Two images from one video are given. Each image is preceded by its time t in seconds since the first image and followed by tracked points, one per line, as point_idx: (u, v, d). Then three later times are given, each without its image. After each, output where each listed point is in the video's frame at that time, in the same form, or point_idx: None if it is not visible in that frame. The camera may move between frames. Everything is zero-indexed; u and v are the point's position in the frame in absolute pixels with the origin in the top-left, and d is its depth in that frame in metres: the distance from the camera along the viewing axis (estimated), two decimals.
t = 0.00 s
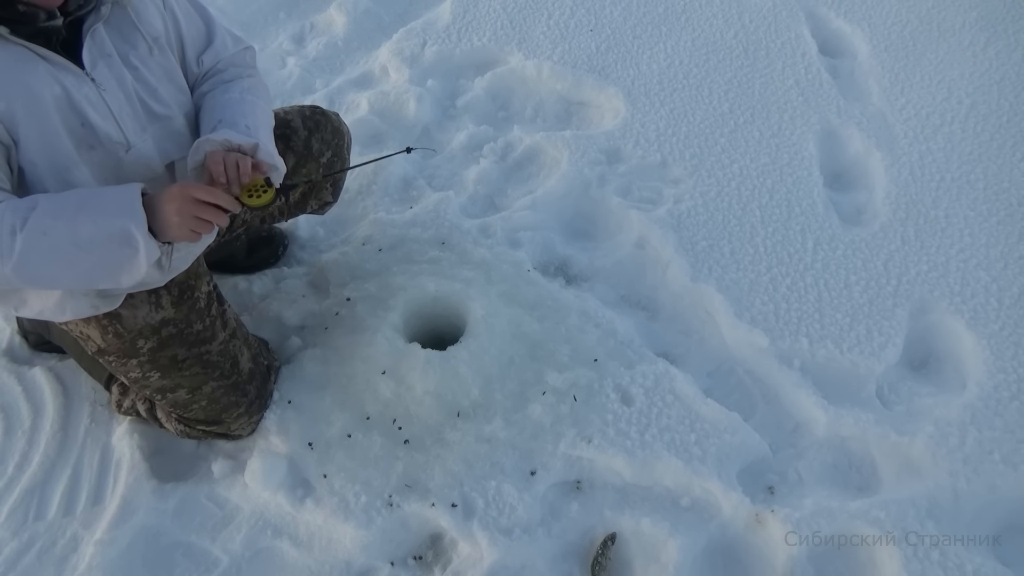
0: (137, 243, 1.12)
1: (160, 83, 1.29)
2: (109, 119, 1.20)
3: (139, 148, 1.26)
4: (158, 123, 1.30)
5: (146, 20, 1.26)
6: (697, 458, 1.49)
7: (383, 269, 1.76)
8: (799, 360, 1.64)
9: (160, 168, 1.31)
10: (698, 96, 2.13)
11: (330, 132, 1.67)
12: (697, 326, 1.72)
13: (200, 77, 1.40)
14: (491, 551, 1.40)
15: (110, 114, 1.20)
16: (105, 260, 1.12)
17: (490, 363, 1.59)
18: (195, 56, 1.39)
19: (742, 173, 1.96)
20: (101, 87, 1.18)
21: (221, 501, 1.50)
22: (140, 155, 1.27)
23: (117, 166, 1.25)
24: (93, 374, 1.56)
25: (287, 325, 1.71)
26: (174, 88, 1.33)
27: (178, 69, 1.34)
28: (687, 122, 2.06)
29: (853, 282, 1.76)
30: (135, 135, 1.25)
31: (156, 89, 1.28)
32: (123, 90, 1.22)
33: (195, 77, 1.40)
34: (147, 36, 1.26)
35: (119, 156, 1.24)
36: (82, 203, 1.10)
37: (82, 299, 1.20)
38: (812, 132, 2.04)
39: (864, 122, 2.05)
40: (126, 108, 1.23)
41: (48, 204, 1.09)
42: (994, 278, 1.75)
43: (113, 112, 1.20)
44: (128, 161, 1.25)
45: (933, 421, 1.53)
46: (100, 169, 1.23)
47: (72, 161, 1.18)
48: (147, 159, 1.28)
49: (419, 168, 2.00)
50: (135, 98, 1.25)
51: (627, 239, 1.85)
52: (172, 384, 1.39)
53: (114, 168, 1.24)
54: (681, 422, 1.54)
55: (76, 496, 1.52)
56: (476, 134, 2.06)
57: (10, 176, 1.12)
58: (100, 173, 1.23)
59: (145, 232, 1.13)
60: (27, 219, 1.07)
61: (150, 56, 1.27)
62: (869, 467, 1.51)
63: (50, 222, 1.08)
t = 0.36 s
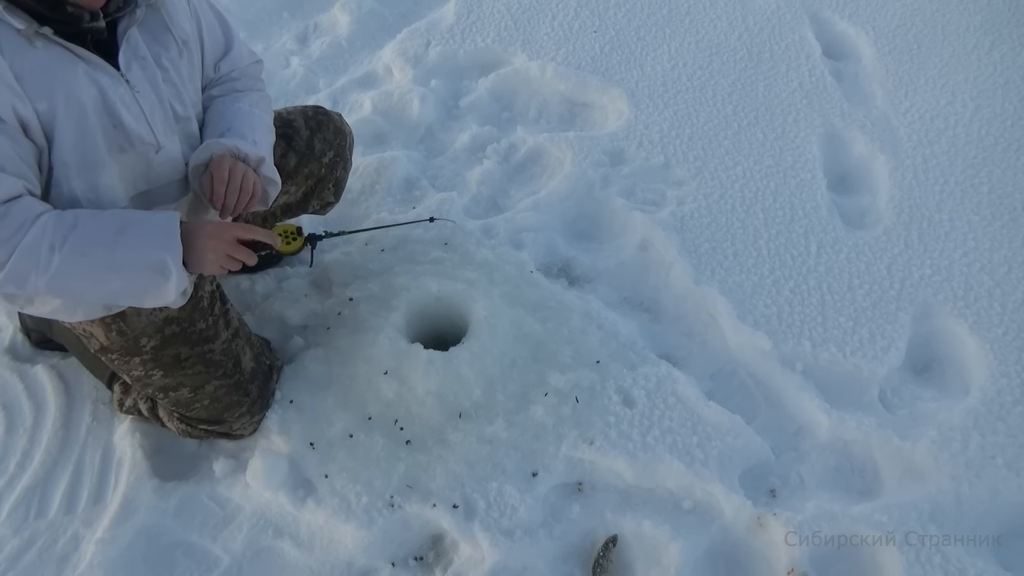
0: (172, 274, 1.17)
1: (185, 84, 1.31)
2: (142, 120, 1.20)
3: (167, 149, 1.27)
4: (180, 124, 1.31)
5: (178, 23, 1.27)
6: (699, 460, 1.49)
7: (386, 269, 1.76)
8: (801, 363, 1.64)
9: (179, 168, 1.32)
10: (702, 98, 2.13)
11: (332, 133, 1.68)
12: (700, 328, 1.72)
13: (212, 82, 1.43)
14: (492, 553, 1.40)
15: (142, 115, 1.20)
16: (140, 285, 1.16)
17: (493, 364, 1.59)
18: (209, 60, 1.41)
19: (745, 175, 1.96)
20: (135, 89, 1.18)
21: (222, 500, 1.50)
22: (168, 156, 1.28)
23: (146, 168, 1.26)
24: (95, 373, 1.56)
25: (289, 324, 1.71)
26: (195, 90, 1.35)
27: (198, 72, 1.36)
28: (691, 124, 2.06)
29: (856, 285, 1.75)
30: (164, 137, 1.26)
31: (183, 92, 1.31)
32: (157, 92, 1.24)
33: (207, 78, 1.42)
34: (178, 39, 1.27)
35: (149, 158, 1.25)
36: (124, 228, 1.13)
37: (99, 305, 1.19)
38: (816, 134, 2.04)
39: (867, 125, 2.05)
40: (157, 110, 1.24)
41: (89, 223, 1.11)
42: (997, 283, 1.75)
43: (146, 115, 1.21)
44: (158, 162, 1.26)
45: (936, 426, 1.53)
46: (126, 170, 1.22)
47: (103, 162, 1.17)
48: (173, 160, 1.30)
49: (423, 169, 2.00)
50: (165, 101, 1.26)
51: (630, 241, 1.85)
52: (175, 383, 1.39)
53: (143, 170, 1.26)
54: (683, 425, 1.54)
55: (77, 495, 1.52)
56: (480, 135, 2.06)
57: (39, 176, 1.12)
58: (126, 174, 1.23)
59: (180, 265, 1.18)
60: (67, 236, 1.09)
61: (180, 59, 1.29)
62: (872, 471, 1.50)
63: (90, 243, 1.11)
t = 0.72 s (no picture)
0: (197, 296, 1.23)
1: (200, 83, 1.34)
2: (167, 120, 1.25)
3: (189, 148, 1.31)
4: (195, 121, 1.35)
5: (199, 24, 1.32)
6: (698, 459, 1.49)
7: (386, 267, 1.76)
8: (801, 362, 1.63)
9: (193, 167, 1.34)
10: (702, 96, 2.13)
11: (329, 127, 1.68)
12: (699, 327, 1.71)
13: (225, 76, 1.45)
14: (491, 551, 1.40)
15: (167, 115, 1.25)
16: (166, 302, 1.22)
17: (493, 362, 1.59)
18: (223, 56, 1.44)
19: (745, 174, 1.95)
20: (161, 89, 1.23)
21: (221, 498, 1.50)
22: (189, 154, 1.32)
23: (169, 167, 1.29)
24: (95, 370, 1.56)
25: (288, 322, 1.71)
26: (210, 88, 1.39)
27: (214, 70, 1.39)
28: (691, 122, 2.06)
29: (856, 284, 1.75)
30: (185, 135, 1.30)
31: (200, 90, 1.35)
32: (180, 90, 1.28)
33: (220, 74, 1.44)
34: (199, 39, 1.32)
35: (174, 158, 1.28)
36: (158, 249, 1.20)
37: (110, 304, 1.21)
38: (816, 133, 2.04)
39: (868, 123, 2.05)
40: (180, 110, 1.28)
41: (127, 241, 1.18)
42: (998, 282, 1.75)
43: (170, 113, 1.25)
44: (180, 161, 1.30)
45: (935, 425, 1.52)
46: (151, 171, 1.26)
47: (131, 162, 1.21)
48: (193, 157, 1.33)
49: (423, 167, 2.00)
50: (185, 100, 1.30)
51: (630, 239, 1.85)
52: (175, 379, 1.39)
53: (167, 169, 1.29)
54: (683, 423, 1.54)
55: (76, 493, 1.51)
56: (480, 133, 2.06)
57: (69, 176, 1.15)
58: (150, 175, 1.26)
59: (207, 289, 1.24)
60: (105, 251, 1.15)
61: (199, 59, 1.33)
62: (871, 471, 1.50)
63: (125, 260, 1.17)
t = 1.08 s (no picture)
0: (219, 287, 1.27)
1: (212, 96, 1.41)
2: (176, 126, 1.29)
3: (197, 156, 1.35)
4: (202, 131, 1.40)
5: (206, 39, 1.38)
6: (692, 483, 1.49)
7: (384, 288, 1.77)
8: (795, 387, 1.64)
9: (200, 178, 1.40)
10: (698, 122, 2.16)
11: (332, 151, 1.72)
12: (694, 350, 1.73)
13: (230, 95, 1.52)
14: (485, 572, 1.40)
15: (177, 122, 1.29)
16: (187, 293, 1.25)
17: (489, 383, 1.60)
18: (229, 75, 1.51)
19: (740, 200, 1.98)
20: (171, 97, 1.28)
21: (216, 517, 1.50)
22: (197, 162, 1.36)
23: (177, 172, 1.34)
24: (92, 387, 1.57)
25: (286, 341, 1.72)
26: (218, 101, 1.44)
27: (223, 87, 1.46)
28: (688, 148, 2.09)
29: (849, 310, 1.77)
30: (195, 143, 1.34)
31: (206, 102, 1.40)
32: (190, 100, 1.33)
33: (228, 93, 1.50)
34: (206, 53, 1.38)
35: (180, 163, 1.33)
36: (181, 239, 1.24)
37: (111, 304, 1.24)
38: (810, 160, 2.07)
39: (861, 151, 2.08)
40: (189, 119, 1.33)
41: (150, 231, 1.22)
42: (989, 309, 1.77)
43: (180, 120, 1.30)
44: (188, 167, 1.35)
45: (927, 450, 1.54)
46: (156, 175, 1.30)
47: (140, 162, 1.26)
48: (200, 165, 1.38)
49: (422, 189, 2.02)
50: (195, 109, 1.35)
51: (626, 262, 1.86)
52: (173, 397, 1.40)
53: (173, 174, 1.34)
54: (678, 446, 1.55)
55: (70, 510, 1.51)
56: (479, 156, 2.08)
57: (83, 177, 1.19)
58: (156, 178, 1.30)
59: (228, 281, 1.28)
60: (128, 240, 1.19)
61: (206, 72, 1.39)
62: (864, 496, 1.51)
63: (149, 249, 1.21)
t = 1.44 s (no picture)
0: (218, 284, 1.27)
1: (213, 96, 1.41)
2: (176, 124, 1.29)
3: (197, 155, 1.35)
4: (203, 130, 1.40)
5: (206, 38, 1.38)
6: (693, 483, 1.49)
7: (385, 287, 1.77)
8: (795, 386, 1.64)
9: (200, 177, 1.40)
10: (699, 122, 2.16)
11: (332, 151, 1.72)
12: (695, 350, 1.73)
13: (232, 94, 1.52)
14: (486, 572, 1.40)
15: (178, 121, 1.29)
16: (185, 291, 1.25)
17: (490, 383, 1.60)
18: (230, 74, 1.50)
19: (741, 200, 1.97)
20: (171, 96, 1.28)
21: (216, 517, 1.50)
22: (197, 160, 1.36)
23: (177, 172, 1.34)
24: (92, 387, 1.57)
25: (287, 342, 1.72)
26: (218, 100, 1.44)
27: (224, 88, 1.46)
28: (688, 147, 2.09)
29: (850, 309, 1.77)
30: (195, 141, 1.34)
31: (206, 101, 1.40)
32: (189, 99, 1.33)
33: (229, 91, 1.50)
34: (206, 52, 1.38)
35: (180, 162, 1.33)
36: (181, 236, 1.24)
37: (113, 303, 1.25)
38: (811, 160, 2.07)
39: (862, 150, 2.08)
40: (190, 117, 1.33)
41: (149, 229, 1.21)
42: (991, 308, 1.76)
43: (180, 120, 1.29)
44: (188, 166, 1.35)
45: (928, 450, 1.53)
46: (157, 174, 1.30)
47: (140, 161, 1.26)
48: (200, 165, 1.38)
49: (422, 189, 2.02)
50: (195, 109, 1.35)
51: (626, 262, 1.86)
52: (173, 397, 1.39)
53: (174, 172, 1.34)
54: (678, 446, 1.55)
55: (70, 510, 1.51)
56: (479, 156, 2.08)
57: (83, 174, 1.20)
58: (156, 177, 1.30)
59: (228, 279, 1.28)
60: (127, 237, 1.19)
61: (207, 71, 1.39)
62: (865, 496, 1.51)
63: (149, 245, 1.21)
